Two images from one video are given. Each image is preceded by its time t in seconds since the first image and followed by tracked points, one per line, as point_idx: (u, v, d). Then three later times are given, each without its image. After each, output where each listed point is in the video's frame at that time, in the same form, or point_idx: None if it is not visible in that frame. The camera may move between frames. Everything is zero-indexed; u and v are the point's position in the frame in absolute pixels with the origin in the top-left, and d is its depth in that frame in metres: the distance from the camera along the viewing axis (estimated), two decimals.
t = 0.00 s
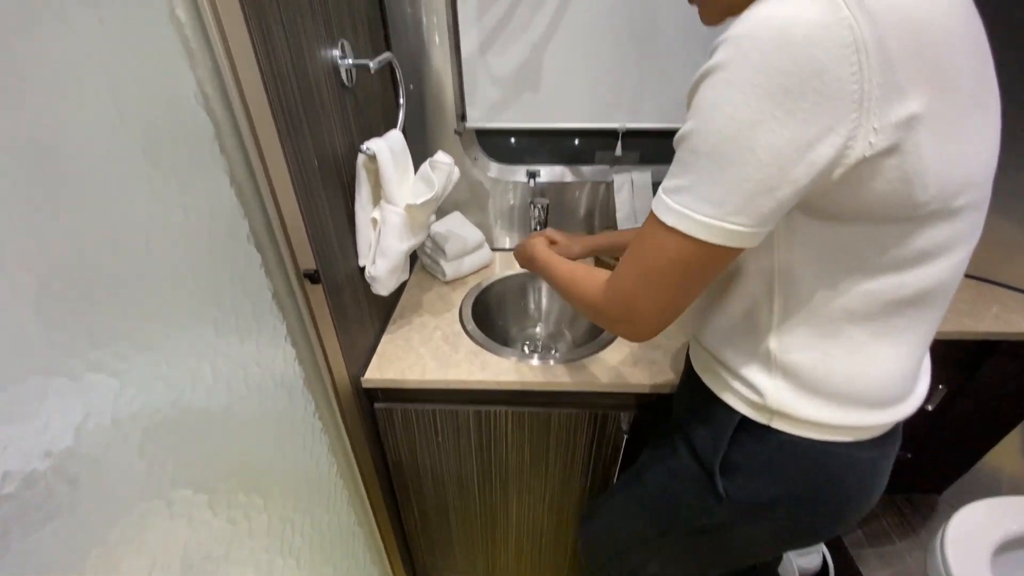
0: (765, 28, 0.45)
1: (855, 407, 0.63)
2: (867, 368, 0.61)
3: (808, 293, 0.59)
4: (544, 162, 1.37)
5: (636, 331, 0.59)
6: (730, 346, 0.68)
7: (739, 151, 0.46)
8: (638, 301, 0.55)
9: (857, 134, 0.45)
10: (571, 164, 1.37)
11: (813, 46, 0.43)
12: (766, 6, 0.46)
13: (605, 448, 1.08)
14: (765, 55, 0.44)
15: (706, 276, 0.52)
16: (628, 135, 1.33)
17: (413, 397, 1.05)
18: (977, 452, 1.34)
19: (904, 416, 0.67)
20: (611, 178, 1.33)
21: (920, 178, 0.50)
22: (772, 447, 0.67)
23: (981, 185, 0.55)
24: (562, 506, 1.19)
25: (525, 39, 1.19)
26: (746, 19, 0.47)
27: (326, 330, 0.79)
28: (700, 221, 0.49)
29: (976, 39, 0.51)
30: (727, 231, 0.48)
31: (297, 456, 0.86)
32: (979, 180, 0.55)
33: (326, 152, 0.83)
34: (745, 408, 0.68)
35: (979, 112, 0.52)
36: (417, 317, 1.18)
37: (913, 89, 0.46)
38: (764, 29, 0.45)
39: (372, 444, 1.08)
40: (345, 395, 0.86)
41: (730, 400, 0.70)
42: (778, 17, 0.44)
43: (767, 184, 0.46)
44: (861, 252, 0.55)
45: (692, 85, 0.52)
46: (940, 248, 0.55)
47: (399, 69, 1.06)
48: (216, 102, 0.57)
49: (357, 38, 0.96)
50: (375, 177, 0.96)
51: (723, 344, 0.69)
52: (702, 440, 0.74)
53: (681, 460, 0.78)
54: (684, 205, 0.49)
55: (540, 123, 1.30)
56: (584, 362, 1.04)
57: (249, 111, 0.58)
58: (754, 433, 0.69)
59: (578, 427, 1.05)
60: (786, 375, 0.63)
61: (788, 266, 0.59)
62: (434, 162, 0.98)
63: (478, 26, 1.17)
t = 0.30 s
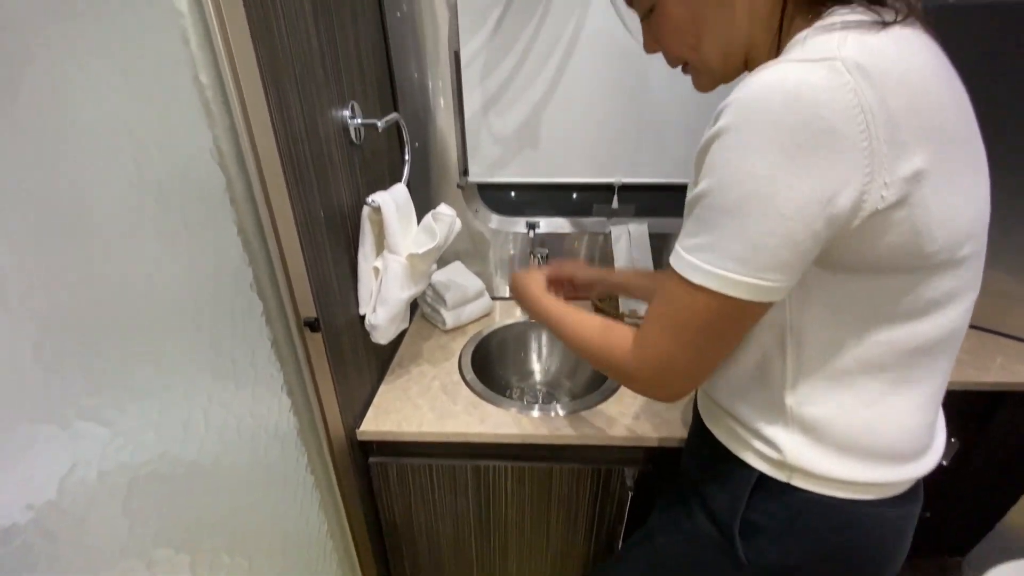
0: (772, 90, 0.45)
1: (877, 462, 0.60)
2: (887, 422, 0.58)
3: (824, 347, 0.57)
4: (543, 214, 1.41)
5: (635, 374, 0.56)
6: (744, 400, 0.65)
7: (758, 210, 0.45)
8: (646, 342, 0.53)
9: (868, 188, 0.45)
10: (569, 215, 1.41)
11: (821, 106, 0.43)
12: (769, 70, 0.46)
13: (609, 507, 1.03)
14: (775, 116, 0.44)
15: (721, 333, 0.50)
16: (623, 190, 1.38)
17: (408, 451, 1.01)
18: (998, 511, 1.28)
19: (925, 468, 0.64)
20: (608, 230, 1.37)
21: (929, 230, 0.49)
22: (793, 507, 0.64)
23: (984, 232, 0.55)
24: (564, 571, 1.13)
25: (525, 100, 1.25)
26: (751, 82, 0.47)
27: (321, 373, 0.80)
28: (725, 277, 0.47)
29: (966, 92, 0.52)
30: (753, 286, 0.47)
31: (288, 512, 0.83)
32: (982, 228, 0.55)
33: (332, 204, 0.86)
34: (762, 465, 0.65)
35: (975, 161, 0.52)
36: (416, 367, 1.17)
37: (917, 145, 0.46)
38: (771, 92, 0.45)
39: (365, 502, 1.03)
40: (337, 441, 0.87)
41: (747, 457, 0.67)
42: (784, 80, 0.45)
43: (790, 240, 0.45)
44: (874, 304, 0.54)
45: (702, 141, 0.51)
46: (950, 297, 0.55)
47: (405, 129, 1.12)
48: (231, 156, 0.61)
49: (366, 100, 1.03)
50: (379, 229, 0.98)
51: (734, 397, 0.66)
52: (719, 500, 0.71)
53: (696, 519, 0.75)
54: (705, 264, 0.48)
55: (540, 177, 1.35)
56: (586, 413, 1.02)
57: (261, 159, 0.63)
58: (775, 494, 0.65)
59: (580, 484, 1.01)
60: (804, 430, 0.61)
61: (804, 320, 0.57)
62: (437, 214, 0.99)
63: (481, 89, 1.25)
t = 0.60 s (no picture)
0: (753, 152, 0.47)
1: (903, 517, 0.58)
2: (908, 474, 0.57)
3: (833, 397, 0.56)
4: (542, 264, 1.44)
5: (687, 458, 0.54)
6: (758, 455, 0.63)
7: (757, 265, 0.46)
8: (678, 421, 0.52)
9: (861, 236, 0.46)
10: (568, 265, 1.43)
11: (805, 163, 0.45)
12: (749, 134, 0.49)
13: (614, 569, 0.98)
14: (760, 175, 0.46)
15: (746, 387, 0.49)
16: (619, 240, 1.41)
17: (403, 507, 0.97)
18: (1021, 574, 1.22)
19: (952, 517, 0.62)
20: (606, 280, 1.39)
21: (921, 275, 0.50)
22: (814, 568, 0.62)
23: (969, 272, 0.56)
24: None
25: (525, 156, 1.30)
26: (733, 146, 0.49)
27: (317, 426, 0.81)
28: (735, 331, 0.47)
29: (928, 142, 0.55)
30: (765, 338, 0.47)
31: None
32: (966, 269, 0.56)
33: (336, 254, 0.88)
34: (785, 528, 0.62)
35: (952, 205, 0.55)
36: (413, 418, 1.14)
37: (899, 195, 0.48)
38: (753, 154, 0.47)
39: (356, 564, 0.99)
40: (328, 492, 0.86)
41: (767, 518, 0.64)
42: (765, 142, 0.47)
43: (793, 291, 0.46)
44: (877, 351, 0.54)
45: (693, 202, 0.53)
46: (946, 338, 0.55)
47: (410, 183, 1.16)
48: (240, 210, 0.65)
49: (373, 156, 1.07)
50: (381, 277, 1.00)
51: (746, 453, 0.64)
52: (734, 560, 0.69)
53: None
54: (710, 320, 0.48)
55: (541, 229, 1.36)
56: (588, 468, 0.99)
57: (265, 211, 0.67)
58: (795, 555, 0.63)
59: (582, 545, 0.96)
60: (821, 486, 0.59)
61: (812, 371, 0.56)
62: (437, 262, 1.01)
63: (483, 146, 1.29)
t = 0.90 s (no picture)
0: (732, 221, 0.48)
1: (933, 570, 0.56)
2: (932, 525, 0.55)
3: (842, 452, 0.55)
4: (540, 313, 1.45)
5: (734, 556, 0.52)
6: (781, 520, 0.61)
7: (758, 329, 0.46)
8: (724, 518, 0.50)
9: (848, 289, 0.48)
10: (567, 314, 1.45)
11: (784, 227, 0.47)
12: (724, 204, 0.50)
13: None
14: (744, 244, 0.47)
15: (783, 466, 0.49)
16: (617, 290, 1.43)
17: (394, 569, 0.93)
18: None
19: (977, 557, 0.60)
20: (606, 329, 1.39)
21: (903, 323, 0.51)
22: None
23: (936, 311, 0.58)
24: None
25: (524, 209, 1.35)
26: (711, 216, 0.50)
27: (309, 479, 0.77)
28: (751, 399, 0.46)
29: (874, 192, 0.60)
30: (792, 401, 0.46)
31: None
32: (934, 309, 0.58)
33: (337, 303, 0.89)
34: None
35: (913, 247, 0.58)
36: (408, 472, 1.11)
37: (871, 249, 0.50)
38: (733, 224, 0.48)
39: None
40: (316, 548, 0.82)
41: None
42: (742, 210, 0.48)
43: (797, 348, 0.46)
44: (873, 403, 0.54)
45: (679, 272, 0.53)
46: (934, 379, 0.56)
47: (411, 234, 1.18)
48: (246, 258, 0.65)
49: (377, 209, 1.12)
50: (380, 325, 1.00)
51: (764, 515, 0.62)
52: None
53: None
54: (723, 390, 0.47)
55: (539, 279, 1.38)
56: (589, 526, 0.95)
57: (270, 260, 0.67)
58: None
59: None
60: (849, 547, 0.56)
61: (818, 426, 0.55)
62: (437, 311, 1.02)
63: (483, 200, 1.34)
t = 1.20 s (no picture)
0: (709, 260, 0.50)
1: None
2: (929, 541, 0.56)
3: (832, 478, 0.56)
4: (539, 335, 1.47)
5: None
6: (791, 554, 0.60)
7: (747, 363, 0.47)
8: (736, 555, 0.49)
9: (824, 315, 0.50)
10: (566, 336, 1.46)
11: (759, 262, 0.49)
12: (700, 244, 0.52)
13: None
14: (721, 282, 0.49)
15: (787, 496, 0.49)
16: (615, 312, 1.45)
17: None
18: None
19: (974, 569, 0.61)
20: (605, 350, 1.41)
21: (877, 348, 0.53)
22: None
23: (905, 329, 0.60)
24: None
25: (523, 233, 1.37)
26: (690, 255, 0.52)
27: (307, 495, 0.79)
28: (750, 434, 0.47)
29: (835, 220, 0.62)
30: (786, 429, 0.47)
31: None
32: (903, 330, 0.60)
33: (338, 324, 0.91)
34: None
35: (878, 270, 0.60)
36: (406, 495, 1.11)
37: (840, 278, 0.52)
38: (711, 263, 0.50)
39: None
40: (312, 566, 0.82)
41: None
42: (718, 249, 0.50)
43: (785, 378, 0.47)
44: (854, 428, 0.55)
45: (664, 310, 0.55)
46: (912, 397, 0.57)
47: (413, 257, 1.21)
48: (252, 279, 0.69)
49: (378, 232, 1.15)
50: (380, 344, 1.02)
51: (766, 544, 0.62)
52: None
53: None
54: (721, 427, 0.48)
55: (537, 301, 1.41)
56: (588, 549, 0.94)
57: (275, 278, 0.71)
58: None
59: None
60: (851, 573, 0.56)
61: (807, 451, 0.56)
62: (437, 331, 1.03)
63: (483, 223, 1.37)
